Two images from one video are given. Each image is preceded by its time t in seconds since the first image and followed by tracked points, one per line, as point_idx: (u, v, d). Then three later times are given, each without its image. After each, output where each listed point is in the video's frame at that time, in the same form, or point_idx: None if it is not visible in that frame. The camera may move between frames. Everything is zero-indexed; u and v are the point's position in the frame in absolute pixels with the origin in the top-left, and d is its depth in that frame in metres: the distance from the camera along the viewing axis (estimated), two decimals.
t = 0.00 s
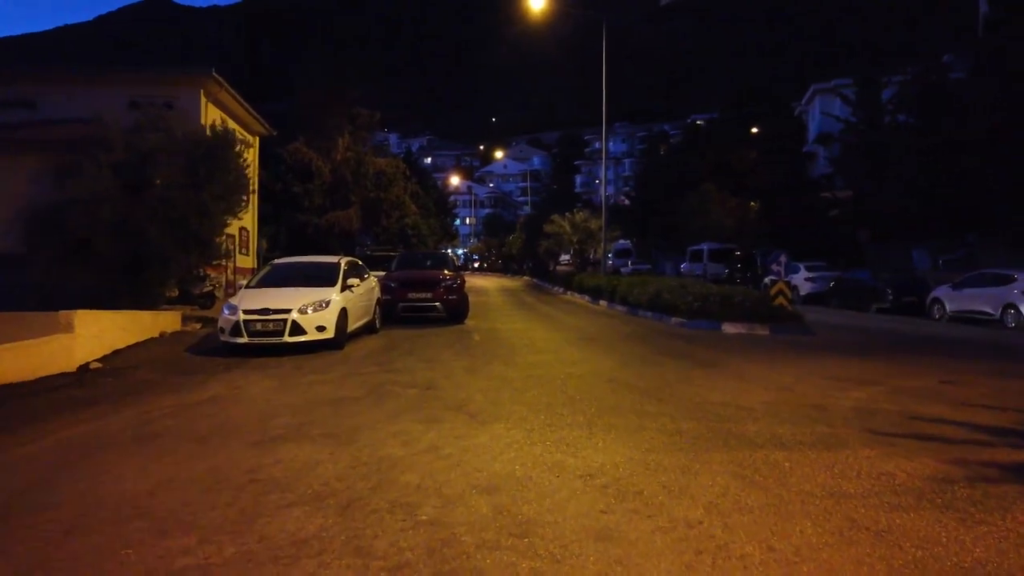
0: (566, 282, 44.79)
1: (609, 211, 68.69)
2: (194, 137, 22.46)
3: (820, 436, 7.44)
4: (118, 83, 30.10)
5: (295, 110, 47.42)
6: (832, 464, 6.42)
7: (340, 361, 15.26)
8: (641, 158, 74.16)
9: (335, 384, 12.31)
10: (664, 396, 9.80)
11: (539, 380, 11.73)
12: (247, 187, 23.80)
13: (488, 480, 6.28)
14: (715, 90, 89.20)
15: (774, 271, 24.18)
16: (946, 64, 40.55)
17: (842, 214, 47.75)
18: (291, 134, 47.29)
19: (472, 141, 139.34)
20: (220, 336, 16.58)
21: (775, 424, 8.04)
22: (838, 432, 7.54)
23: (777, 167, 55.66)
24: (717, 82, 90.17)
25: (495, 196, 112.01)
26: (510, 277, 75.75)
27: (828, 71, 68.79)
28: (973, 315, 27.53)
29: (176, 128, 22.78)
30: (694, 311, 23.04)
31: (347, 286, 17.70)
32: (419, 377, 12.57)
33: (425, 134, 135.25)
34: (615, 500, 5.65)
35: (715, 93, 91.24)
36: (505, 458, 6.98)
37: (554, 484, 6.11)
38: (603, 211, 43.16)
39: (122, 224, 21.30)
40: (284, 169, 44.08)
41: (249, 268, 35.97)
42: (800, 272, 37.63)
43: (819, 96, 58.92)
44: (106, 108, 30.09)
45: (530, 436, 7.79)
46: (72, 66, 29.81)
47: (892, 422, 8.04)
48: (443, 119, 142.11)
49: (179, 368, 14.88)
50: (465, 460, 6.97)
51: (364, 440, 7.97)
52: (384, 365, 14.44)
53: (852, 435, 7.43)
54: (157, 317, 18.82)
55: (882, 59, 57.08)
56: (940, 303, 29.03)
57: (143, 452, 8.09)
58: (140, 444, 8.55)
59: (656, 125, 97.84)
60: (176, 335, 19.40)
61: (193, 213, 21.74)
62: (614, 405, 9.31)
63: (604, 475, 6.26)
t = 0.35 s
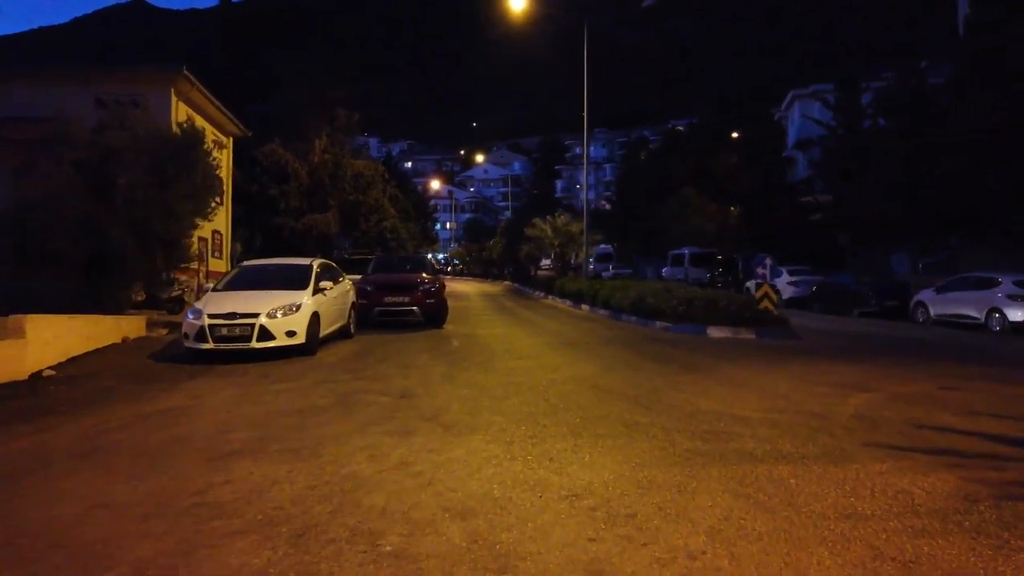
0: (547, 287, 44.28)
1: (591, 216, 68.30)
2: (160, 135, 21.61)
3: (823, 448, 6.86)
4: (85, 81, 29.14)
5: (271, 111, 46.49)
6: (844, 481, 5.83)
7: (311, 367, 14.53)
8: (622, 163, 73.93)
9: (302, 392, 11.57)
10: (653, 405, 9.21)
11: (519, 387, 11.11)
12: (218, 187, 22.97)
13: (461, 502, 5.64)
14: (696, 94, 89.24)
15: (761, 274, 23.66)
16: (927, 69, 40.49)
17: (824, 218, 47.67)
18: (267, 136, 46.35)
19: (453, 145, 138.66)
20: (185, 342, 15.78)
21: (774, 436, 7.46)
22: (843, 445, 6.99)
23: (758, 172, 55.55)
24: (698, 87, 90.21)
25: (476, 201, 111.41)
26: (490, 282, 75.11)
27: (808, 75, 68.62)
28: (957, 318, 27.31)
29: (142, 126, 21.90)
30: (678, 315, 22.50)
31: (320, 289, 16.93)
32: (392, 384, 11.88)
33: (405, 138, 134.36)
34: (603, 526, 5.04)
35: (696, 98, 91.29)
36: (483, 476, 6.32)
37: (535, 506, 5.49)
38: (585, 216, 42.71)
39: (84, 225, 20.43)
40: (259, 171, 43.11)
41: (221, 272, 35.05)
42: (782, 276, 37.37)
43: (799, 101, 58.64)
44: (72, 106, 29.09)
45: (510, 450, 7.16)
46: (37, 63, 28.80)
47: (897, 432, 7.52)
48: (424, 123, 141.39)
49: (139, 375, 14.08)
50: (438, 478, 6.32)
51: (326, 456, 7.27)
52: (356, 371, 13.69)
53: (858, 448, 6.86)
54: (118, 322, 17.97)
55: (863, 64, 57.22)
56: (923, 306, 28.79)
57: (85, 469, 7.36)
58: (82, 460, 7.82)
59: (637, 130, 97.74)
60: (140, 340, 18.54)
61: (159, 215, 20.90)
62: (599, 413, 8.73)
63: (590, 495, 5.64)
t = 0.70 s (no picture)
0: (521, 291, 43.73)
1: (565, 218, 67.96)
2: (116, 132, 20.66)
3: (819, 470, 6.36)
4: (43, 77, 28.08)
5: (239, 109, 45.37)
6: (851, 510, 5.31)
7: (272, 377, 13.79)
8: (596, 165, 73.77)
9: (259, 405, 10.87)
10: (632, 418, 8.68)
11: (490, 398, 10.53)
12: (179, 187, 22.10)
13: (422, 539, 5.05)
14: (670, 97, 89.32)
15: (737, 277, 23.26)
16: (899, 73, 40.69)
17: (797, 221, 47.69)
18: (235, 135, 45.22)
19: (427, 146, 137.60)
20: (138, 349, 14.95)
21: (765, 454, 6.93)
22: (840, 465, 6.51)
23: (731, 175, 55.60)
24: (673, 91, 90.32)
25: (450, 202, 110.61)
26: (464, 284, 74.45)
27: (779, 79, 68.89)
28: (932, 322, 27.25)
29: (97, 122, 20.96)
30: (654, 319, 22.02)
31: (283, 293, 16.17)
32: (357, 396, 11.22)
33: (379, 139, 133.14)
34: (581, 570, 4.47)
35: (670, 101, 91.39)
36: (449, 506, 5.73)
37: (509, 545, 4.90)
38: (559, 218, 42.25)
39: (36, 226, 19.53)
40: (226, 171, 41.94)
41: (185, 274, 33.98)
42: (757, 279, 37.22)
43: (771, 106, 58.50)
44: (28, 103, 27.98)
45: (478, 473, 6.57)
46: None
47: (891, 448, 7.07)
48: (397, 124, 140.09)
49: (86, 385, 13.25)
50: (398, 509, 5.70)
51: (273, 482, 6.63)
52: (319, 381, 12.99)
53: (856, 469, 6.38)
54: (69, 328, 17.05)
55: (835, 69, 57.49)
56: (898, 309, 28.68)
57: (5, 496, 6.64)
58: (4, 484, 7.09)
59: (611, 133, 97.73)
60: (92, 347, 17.65)
61: (113, 213, 19.92)
62: (575, 429, 8.17)
63: (569, 531, 5.08)
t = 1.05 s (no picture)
0: (492, 291, 43.19)
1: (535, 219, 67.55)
2: (63, 125, 19.72)
3: (809, 480, 5.90)
4: None
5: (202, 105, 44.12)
6: (852, 527, 4.83)
7: (225, 381, 13.03)
8: (566, 166, 73.46)
9: (206, 412, 10.12)
10: (608, 425, 8.12)
11: (454, 403, 9.93)
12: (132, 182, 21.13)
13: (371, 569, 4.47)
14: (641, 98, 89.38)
15: (710, 277, 22.82)
16: (867, 76, 40.94)
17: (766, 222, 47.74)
18: (197, 132, 43.97)
19: (398, 146, 136.30)
20: (82, 353, 14.07)
21: (747, 463, 6.46)
22: (831, 474, 6.05)
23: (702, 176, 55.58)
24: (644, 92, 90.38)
25: (420, 202, 109.59)
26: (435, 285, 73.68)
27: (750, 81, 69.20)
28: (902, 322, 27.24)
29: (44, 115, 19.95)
30: (627, 319, 21.55)
31: (239, 293, 15.37)
32: (314, 402, 10.53)
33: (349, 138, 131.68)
34: None
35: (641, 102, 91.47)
36: (404, 527, 5.14)
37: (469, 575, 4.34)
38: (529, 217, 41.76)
39: None
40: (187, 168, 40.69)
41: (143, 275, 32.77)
42: (728, 279, 37.07)
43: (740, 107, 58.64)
44: None
45: (440, 489, 5.96)
46: None
47: (885, 457, 6.58)
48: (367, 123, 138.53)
49: (22, 391, 12.36)
50: (346, 534, 5.07)
51: (208, 502, 5.95)
52: (277, 386, 12.32)
53: (849, 478, 5.95)
54: (10, 331, 16.10)
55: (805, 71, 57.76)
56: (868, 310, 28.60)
57: None
58: None
59: (581, 134, 97.63)
60: (36, 350, 16.68)
61: (59, 209, 18.94)
62: (546, 436, 7.63)
63: (539, 557, 4.54)
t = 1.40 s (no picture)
0: (472, 292, 42.65)
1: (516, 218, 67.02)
2: (23, 119, 18.86)
3: (810, 496, 5.48)
4: None
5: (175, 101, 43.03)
6: (871, 558, 4.38)
7: (190, 386, 12.34)
8: (547, 165, 73.00)
9: (166, 422, 9.47)
10: (593, 437, 7.57)
11: (430, 412, 9.36)
12: (97, 179, 20.23)
13: None
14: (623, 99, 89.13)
15: (694, 277, 22.31)
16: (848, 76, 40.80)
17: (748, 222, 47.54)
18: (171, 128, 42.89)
19: (378, 145, 135.07)
20: (38, 358, 13.31)
21: (747, 480, 5.96)
22: (834, 492, 5.59)
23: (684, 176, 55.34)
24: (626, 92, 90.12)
25: (400, 201, 108.64)
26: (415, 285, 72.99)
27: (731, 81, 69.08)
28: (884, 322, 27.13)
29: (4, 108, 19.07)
30: (611, 321, 21.05)
31: (206, 294, 14.63)
32: (282, 410, 9.91)
33: (328, 137, 130.40)
34: None
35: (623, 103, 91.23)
36: (372, 561, 4.59)
37: None
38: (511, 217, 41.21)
39: None
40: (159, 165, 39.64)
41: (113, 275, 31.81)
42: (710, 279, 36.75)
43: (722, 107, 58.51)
44: None
45: (410, 514, 5.42)
46: None
47: (887, 472, 6.17)
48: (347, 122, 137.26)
49: None
50: (307, 569, 4.54)
51: (154, 529, 5.35)
52: (244, 392, 11.70)
53: (852, 496, 5.52)
54: None
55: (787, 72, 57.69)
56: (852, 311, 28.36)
57: None
58: None
59: (562, 134, 97.29)
60: None
61: (16, 206, 18.06)
62: (527, 450, 7.08)
63: None
